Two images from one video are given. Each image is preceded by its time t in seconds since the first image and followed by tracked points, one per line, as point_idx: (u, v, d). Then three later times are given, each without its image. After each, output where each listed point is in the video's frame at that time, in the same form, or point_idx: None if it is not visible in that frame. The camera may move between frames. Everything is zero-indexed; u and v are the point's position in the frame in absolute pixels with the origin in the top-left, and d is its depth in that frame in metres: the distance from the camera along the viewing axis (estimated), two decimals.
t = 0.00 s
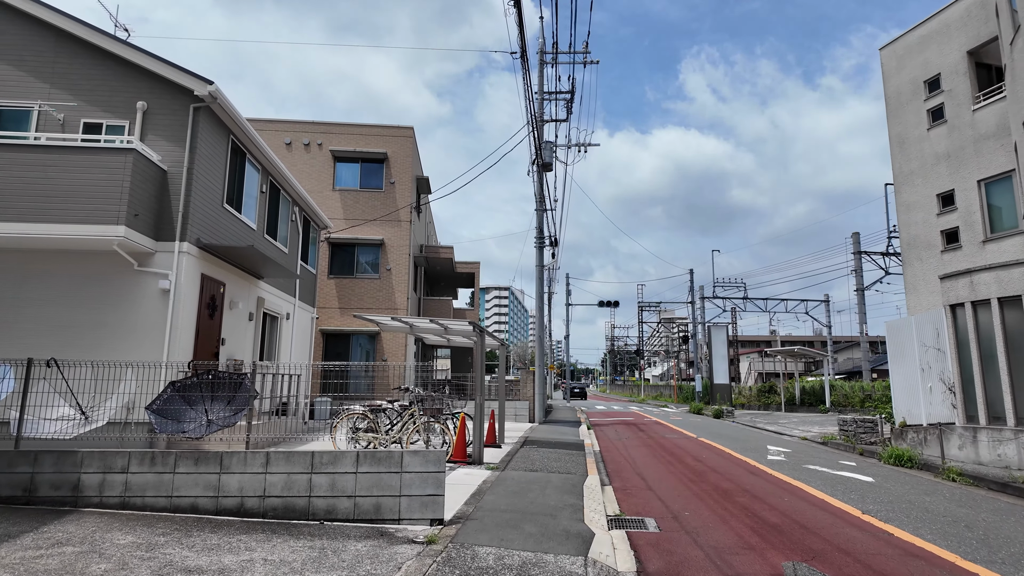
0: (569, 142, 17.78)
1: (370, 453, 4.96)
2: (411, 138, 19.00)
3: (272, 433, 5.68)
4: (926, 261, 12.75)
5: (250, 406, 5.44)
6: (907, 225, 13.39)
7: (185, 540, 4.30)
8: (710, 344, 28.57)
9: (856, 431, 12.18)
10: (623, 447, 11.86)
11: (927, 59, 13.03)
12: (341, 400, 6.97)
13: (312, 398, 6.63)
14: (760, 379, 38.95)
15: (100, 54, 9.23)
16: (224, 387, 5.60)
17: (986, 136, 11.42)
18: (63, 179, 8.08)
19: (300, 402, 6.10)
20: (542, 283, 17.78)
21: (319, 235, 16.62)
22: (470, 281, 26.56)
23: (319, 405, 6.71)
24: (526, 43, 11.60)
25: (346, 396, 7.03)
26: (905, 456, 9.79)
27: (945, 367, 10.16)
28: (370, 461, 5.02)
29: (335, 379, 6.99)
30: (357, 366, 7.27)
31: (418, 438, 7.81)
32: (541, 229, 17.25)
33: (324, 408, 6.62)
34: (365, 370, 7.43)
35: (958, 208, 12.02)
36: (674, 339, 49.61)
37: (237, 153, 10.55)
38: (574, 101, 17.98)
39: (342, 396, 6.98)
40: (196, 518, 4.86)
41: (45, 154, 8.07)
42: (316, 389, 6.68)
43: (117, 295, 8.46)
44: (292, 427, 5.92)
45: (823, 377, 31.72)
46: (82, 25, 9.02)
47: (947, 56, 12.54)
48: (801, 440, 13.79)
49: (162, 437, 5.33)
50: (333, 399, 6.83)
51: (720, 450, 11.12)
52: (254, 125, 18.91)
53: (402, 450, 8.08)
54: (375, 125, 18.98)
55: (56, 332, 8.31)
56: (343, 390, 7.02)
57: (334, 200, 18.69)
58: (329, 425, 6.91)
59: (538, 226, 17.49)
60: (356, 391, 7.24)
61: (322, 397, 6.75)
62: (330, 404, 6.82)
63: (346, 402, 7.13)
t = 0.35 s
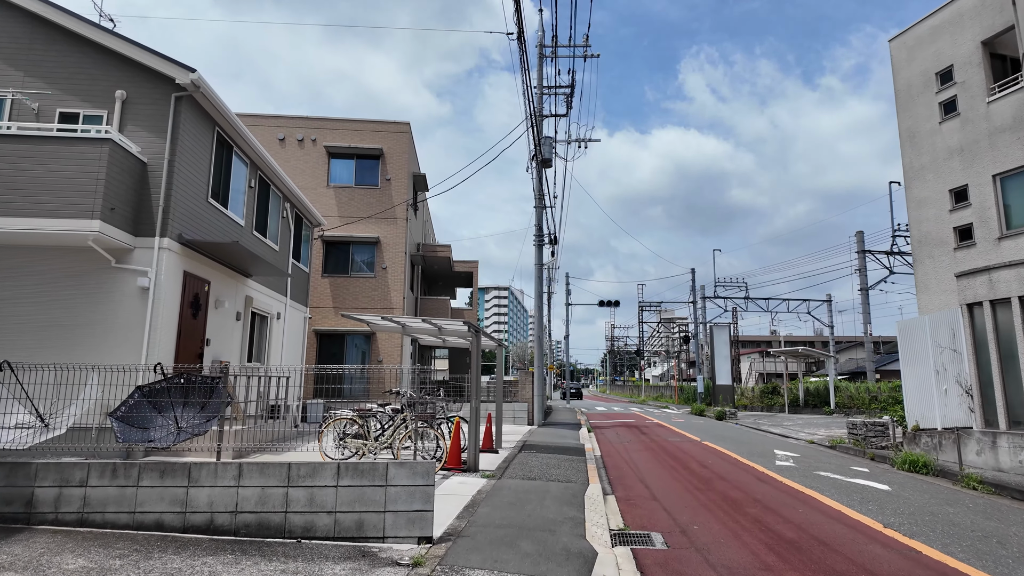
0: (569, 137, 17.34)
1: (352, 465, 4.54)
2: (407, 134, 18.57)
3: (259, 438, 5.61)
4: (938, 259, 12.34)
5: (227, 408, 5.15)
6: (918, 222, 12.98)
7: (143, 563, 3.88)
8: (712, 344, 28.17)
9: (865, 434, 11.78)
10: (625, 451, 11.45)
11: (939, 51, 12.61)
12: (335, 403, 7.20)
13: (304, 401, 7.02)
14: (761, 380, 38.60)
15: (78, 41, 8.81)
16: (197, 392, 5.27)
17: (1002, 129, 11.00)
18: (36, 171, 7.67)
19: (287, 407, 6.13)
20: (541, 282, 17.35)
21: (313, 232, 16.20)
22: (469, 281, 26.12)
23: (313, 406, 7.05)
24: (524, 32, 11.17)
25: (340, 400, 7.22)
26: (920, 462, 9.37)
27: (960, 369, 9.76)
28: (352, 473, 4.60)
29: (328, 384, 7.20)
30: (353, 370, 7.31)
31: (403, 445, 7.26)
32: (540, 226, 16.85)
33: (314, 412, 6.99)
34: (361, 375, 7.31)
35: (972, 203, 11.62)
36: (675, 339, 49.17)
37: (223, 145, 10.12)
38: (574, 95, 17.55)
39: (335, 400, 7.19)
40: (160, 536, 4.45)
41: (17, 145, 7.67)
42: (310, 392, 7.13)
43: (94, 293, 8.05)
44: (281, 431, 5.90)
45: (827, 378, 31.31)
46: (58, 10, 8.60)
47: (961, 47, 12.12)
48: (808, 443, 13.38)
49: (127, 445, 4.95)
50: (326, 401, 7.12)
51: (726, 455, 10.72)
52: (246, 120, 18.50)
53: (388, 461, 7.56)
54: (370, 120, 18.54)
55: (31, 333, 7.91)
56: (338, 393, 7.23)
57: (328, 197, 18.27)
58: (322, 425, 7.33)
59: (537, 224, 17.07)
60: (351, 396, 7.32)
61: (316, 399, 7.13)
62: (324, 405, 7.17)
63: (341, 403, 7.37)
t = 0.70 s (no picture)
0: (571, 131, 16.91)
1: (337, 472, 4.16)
2: (405, 128, 18.14)
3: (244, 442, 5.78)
4: (952, 254, 11.93)
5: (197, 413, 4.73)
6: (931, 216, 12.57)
7: None
8: (715, 343, 27.76)
9: (878, 436, 11.37)
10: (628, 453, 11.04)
11: (954, 39, 12.19)
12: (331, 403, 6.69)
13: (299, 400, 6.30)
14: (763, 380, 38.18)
15: (56, 23, 8.40)
16: (171, 392, 4.85)
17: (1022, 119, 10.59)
18: (8, 158, 7.26)
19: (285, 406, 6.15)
20: (542, 280, 16.94)
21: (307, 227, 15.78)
22: (468, 279, 25.70)
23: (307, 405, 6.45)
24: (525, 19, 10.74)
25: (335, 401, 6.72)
26: (939, 465, 8.95)
27: (981, 368, 9.34)
28: (336, 481, 4.21)
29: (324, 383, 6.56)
30: (350, 369, 6.80)
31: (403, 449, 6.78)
32: (541, 222, 16.44)
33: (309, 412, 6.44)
34: (358, 373, 6.85)
35: (989, 197, 11.20)
36: (677, 339, 48.75)
37: (210, 134, 9.70)
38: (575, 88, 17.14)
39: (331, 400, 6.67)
40: (122, 550, 4.04)
41: None
42: (304, 392, 6.33)
43: (72, 287, 7.67)
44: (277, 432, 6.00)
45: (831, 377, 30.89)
46: None
47: (977, 35, 11.70)
48: (818, 445, 12.96)
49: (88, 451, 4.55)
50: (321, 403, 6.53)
51: (734, 457, 10.32)
52: (240, 113, 18.09)
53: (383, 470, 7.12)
54: (367, 114, 18.12)
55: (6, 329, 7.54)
56: (333, 393, 6.71)
57: (324, 193, 17.85)
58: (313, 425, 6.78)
59: (538, 220, 16.67)
60: (347, 396, 6.85)
61: (311, 400, 6.44)
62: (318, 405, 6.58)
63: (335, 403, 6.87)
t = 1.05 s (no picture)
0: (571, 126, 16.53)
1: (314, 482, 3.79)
2: (402, 123, 17.76)
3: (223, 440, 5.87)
4: (964, 251, 11.56)
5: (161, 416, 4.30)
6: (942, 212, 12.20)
7: None
8: (717, 343, 27.40)
9: (889, 438, 10.99)
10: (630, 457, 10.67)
11: (966, 29, 11.81)
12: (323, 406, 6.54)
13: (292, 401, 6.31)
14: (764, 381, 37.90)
15: (32, 7, 8.02)
16: (136, 394, 4.43)
17: None
18: None
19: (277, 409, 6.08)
20: (541, 279, 16.56)
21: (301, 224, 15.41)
22: (467, 278, 25.34)
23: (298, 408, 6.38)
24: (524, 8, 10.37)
25: (328, 404, 6.58)
26: (956, 470, 8.57)
27: (998, 368, 8.97)
28: (314, 492, 3.85)
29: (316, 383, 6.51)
30: (344, 369, 6.68)
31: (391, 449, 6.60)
32: (541, 219, 16.07)
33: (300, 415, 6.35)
34: (353, 374, 6.72)
35: (1004, 191, 10.83)
36: (677, 339, 48.35)
37: (195, 124, 9.32)
38: (576, 82, 16.76)
39: (322, 402, 6.53)
40: (77, 568, 3.66)
41: None
42: (298, 392, 6.38)
43: (48, 283, 7.32)
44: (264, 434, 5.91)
45: (835, 378, 30.51)
46: None
47: (991, 23, 11.32)
48: (826, 448, 12.57)
49: (43, 455, 4.27)
50: (312, 404, 6.43)
51: (741, 461, 9.94)
52: (234, 108, 17.72)
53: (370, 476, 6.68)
54: (362, 109, 17.74)
55: None
56: (325, 395, 6.58)
57: (319, 189, 17.48)
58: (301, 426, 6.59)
59: (538, 217, 16.30)
60: (341, 398, 6.71)
61: (304, 400, 6.42)
62: (310, 407, 6.50)
63: (327, 405, 6.71)
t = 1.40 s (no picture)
0: (570, 122, 16.13)
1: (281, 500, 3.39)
2: (397, 119, 17.35)
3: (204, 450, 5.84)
4: (978, 248, 11.15)
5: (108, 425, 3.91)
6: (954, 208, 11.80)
7: None
8: (720, 344, 26.98)
9: (900, 442, 10.58)
10: (631, 462, 10.24)
11: (980, 18, 11.41)
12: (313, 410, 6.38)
13: (283, 404, 6.28)
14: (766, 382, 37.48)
15: None
16: (91, 402, 4.12)
17: None
18: None
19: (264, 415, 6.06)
20: (540, 278, 16.16)
21: (293, 222, 15.01)
22: (464, 278, 24.94)
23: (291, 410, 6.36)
24: None
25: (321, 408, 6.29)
26: (974, 477, 8.17)
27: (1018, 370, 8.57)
28: (282, 511, 3.45)
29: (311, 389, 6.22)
30: (340, 374, 6.30)
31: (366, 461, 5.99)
32: (540, 217, 15.68)
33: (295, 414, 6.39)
34: (349, 379, 6.35)
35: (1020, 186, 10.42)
36: (678, 340, 47.92)
37: (177, 115, 8.92)
38: (575, 77, 16.35)
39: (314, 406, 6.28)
40: None
41: None
42: (290, 396, 6.22)
43: (21, 279, 6.98)
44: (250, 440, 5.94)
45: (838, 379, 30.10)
46: None
47: (1006, 12, 10.92)
48: (834, 452, 12.17)
49: None
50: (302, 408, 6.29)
51: (747, 467, 9.54)
52: (225, 103, 17.30)
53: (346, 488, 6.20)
54: (357, 104, 17.33)
55: None
56: (319, 400, 6.28)
57: (312, 186, 17.07)
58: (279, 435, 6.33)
59: (536, 214, 15.90)
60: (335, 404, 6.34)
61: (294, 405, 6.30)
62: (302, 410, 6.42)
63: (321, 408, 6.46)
